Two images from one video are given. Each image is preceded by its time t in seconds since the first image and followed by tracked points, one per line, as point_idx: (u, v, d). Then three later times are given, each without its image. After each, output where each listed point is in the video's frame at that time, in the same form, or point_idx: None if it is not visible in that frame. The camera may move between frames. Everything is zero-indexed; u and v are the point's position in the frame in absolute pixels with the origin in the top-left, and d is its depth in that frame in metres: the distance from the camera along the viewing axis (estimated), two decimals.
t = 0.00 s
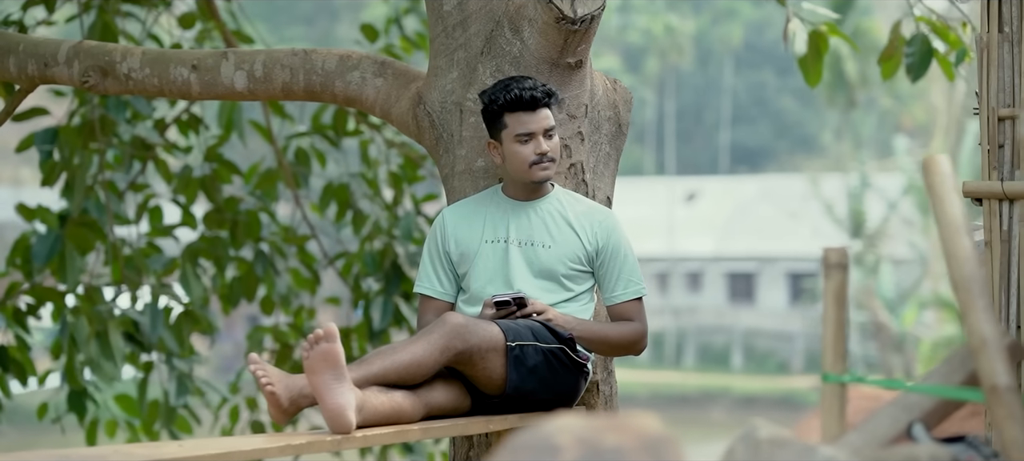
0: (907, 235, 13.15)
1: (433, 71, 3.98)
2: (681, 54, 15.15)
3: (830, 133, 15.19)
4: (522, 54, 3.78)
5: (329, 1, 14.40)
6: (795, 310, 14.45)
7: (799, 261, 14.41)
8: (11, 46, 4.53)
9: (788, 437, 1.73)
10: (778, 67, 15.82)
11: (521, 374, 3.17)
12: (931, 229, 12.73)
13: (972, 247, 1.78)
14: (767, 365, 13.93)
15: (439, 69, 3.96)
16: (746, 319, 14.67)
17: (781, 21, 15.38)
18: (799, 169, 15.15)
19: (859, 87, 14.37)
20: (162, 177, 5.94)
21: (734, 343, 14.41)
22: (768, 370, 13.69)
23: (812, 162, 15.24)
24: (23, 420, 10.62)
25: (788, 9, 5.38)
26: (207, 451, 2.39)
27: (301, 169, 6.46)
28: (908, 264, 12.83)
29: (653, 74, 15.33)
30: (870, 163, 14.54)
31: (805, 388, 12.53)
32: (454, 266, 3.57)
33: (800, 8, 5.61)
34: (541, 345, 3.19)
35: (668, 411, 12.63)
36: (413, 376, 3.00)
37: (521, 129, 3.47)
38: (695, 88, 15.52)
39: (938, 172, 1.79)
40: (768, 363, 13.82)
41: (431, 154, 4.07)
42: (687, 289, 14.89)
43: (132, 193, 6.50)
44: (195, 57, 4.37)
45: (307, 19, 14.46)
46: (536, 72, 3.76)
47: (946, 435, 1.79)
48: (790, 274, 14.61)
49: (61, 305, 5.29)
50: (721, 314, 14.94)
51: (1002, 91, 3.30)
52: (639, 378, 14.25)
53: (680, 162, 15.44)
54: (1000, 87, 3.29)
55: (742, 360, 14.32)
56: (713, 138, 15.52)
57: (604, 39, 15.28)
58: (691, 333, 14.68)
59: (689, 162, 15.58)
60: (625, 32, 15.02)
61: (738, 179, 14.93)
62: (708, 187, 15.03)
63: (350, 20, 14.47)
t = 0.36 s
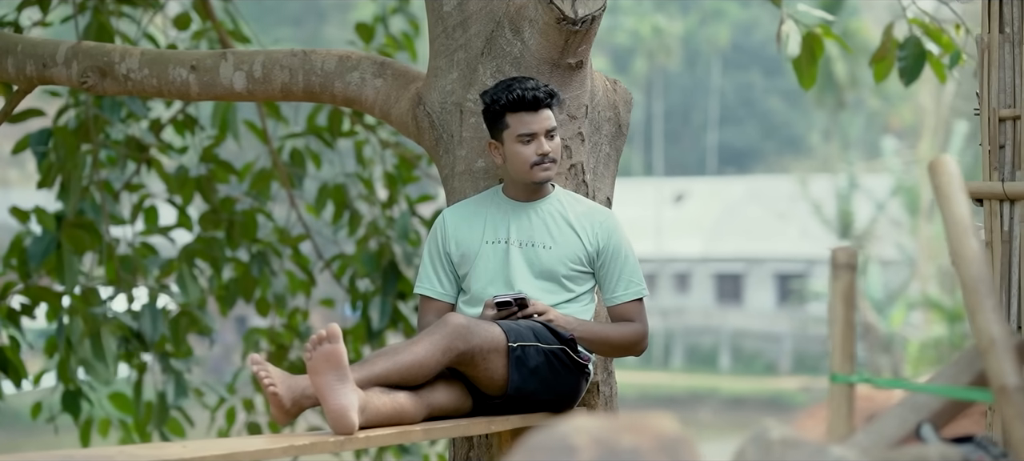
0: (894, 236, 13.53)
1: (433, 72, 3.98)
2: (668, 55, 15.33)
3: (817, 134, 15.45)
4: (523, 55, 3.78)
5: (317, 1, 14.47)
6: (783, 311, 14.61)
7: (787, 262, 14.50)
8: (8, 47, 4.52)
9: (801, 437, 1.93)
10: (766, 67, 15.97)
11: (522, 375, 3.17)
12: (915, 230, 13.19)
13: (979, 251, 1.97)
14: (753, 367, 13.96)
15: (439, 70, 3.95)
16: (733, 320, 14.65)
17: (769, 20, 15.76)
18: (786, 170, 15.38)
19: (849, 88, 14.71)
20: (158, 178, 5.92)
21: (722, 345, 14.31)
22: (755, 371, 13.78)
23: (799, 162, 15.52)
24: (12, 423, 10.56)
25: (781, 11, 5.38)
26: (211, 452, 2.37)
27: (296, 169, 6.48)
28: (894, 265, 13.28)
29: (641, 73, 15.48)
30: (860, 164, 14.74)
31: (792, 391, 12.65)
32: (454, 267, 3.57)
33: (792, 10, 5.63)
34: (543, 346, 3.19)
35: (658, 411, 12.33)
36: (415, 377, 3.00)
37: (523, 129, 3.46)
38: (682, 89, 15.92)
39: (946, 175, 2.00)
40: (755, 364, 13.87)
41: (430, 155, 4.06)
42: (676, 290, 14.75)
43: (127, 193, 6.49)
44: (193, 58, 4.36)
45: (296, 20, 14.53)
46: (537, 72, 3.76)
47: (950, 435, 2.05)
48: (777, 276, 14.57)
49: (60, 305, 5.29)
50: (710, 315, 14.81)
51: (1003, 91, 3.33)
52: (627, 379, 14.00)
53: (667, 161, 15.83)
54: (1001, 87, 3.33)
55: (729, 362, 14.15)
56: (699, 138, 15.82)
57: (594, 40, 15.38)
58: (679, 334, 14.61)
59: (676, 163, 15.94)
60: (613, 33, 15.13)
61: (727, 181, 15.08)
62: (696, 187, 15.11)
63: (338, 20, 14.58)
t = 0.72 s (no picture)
0: (883, 237, 13.61)
1: (433, 72, 3.98)
2: (656, 56, 14.18)
3: (806, 134, 14.36)
4: (523, 55, 3.78)
5: (305, 1, 13.62)
6: (771, 312, 14.12)
7: (776, 262, 14.11)
8: (7, 48, 4.52)
9: (812, 438, 1.94)
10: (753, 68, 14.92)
11: (524, 375, 3.17)
12: (905, 231, 13.38)
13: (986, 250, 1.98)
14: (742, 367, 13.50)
15: (439, 70, 3.95)
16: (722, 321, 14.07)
17: (759, 21, 14.54)
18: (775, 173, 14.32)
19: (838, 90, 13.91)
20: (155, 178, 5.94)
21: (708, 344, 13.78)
22: (744, 372, 13.29)
23: (788, 163, 14.46)
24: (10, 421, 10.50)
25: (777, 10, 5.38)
26: (217, 452, 2.36)
27: (291, 169, 6.50)
28: (883, 265, 13.56)
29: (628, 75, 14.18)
30: (847, 164, 14.17)
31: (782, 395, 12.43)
32: (455, 267, 3.56)
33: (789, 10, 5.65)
34: (545, 346, 3.20)
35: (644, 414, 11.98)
36: (417, 377, 3.00)
37: (524, 130, 3.46)
38: (670, 91, 14.79)
39: (952, 172, 2.02)
40: (744, 365, 13.38)
41: (430, 156, 4.06)
42: (664, 290, 14.13)
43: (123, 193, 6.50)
44: (193, 58, 4.36)
45: (282, 21, 13.68)
46: (537, 73, 3.76)
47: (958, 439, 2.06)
48: (765, 276, 14.16)
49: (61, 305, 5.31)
50: (698, 316, 14.09)
51: (1004, 92, 3.35)
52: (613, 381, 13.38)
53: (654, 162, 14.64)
54: (1002, 88, 3.35)
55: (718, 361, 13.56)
56: (687, 139, 14.72)
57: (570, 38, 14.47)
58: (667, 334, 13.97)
59: (665, 164, 14.77)
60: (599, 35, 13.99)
61: (715, 181, 14.25)
62: (685, 187, 14.30)
63: (327, 21, 13.62)
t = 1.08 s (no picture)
0: (870, 237, 13.66)
1: (430, 73, 3.98)
2: (644, 56, 14.41)
3: (794, 134, 14.83)
4: (522, 56, 3.78)
5: None
6: (758, 312, 14.42)
7: (763, 262, 14.54)
8: (4, 48, 4.51)
9: (820, 438, 1.95)
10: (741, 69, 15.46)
11: (524, 376, 3.17)
12: (891, 231, 13.45)
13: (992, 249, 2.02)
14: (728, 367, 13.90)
15: (437, 71, 3.95)
16: (709, 320, 14.44)
17: (744, 21, 15.08)
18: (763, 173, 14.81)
19: (826, 90, 14.04)
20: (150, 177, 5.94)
21: (696, 344, 14.13)
22: (730, 371, 13.64)
23: (775, 163, 14.92)
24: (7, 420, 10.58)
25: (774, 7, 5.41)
26: (219, 453, 2.36)
27: (284, 168, 6.51)
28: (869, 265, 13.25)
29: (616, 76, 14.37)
30: (833, 164, 14.49)
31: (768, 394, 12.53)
32: (454, 268, 3.56)
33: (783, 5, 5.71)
34: (544, 346, 3.19)
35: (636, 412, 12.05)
36: (417, 378, 2.99)
37: (523, 131, 3.46)
38: (657, 91, 15.36)
39: (957, 173, 2.04)
40: (731, 364, 13.76)
41: (428, 156, 4.06)
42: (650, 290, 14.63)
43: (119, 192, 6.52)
44: (190, 58, 4.35)
45: (271, 21, 13.47)
46: (536, 73, 3.76)
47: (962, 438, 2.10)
48: (752, 276, 14.59)
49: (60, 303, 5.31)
50: (685, 315, 14.42)
51: (1002, 92, 3.37)
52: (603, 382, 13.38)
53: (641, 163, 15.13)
54: (1001, 89, 3.37)
55: (705, 363, 13.88)
56: (674, 141, 15.28)
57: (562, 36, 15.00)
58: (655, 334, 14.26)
59: (650, 164, 15.29)
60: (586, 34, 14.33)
61: (701, 182, 14.61)
62: (672, 188, 14.56)
63: (313, 21, 13.55)
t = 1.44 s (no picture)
0: (864, 237, 11.84)
1: (437, 73, 3.98)
2: (637, 57, 12.98)
3: (786, 134, 13.16)
4: (528, 56, 3.78)
5: None
6: (753, 311, 12.36)
7: (757, 261, 12.59)
8: (9, 48, 4.51)
9: (839, 438, 1.92)
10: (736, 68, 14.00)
11: (532, 376, 3.17)
12: (884, 232, 11.81)
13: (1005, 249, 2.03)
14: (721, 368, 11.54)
15: (443, 71, 3.96)
16: (702, 321, 12.42)
17: (736, 21, 13.83)
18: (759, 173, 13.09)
19: (822, 89, 12.92)
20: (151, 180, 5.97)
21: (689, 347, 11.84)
22: (725, 371, 11.25)
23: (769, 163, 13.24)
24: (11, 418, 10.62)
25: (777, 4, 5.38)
26: (231, 453, 2.36)
27: (285, 168, 6.53)
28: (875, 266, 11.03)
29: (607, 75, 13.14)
30: (827, 163, 12.77)
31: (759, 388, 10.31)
32: (461, 268, 3.56)
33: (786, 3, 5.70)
34: (552, 346, 3.20)
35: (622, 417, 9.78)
36: (426, 378, 2.99)
37: (520, 130, 3.44)
38: (651, 91, 13.76)
39: (969, 173, 2.02)
40: (724, 364, 11.41)
41: (433, 157, 4.07)
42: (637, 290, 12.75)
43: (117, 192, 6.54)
44: (195, 59, 4.35)
45: (264, 21, 12.58)
46: (542, 73, 3.76)
47: (977, 437, 2.11)
48: (746, 276, 12.65)
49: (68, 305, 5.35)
50: (679, 315, 12.55)
51: (1008, 92, 3.41)
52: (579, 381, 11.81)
53: (634, 161, 13.57)
54: (1007, 89, 3.41)
55: (698, 363, 11.68)
56: (666, 140, 13.62)
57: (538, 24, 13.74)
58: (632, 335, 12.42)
59: (644, 164, 13.72)
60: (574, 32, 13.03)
61: (694, 181, 13.16)
62: (664, 188, 13.12)
63: (307, 22, 12.67)
